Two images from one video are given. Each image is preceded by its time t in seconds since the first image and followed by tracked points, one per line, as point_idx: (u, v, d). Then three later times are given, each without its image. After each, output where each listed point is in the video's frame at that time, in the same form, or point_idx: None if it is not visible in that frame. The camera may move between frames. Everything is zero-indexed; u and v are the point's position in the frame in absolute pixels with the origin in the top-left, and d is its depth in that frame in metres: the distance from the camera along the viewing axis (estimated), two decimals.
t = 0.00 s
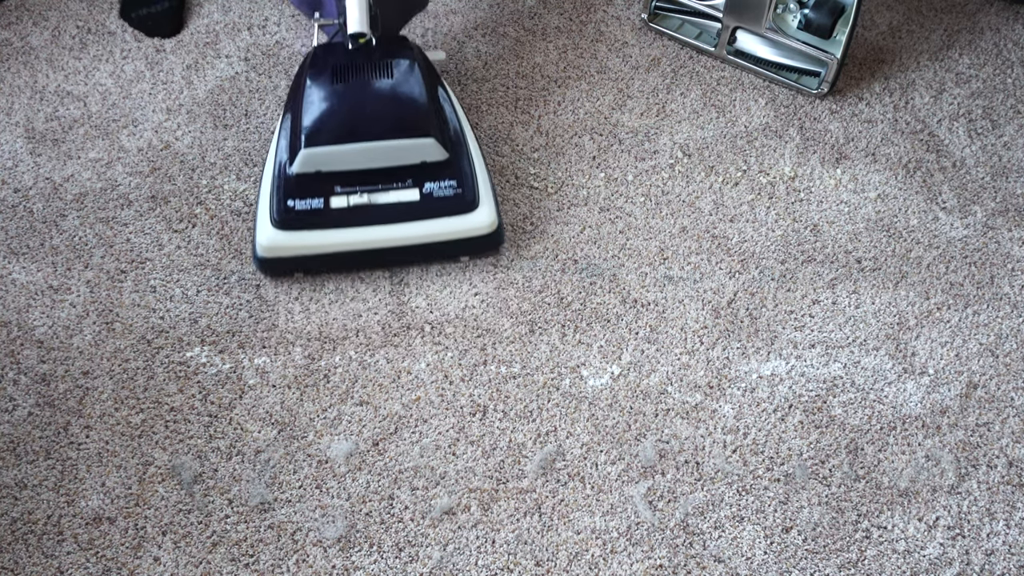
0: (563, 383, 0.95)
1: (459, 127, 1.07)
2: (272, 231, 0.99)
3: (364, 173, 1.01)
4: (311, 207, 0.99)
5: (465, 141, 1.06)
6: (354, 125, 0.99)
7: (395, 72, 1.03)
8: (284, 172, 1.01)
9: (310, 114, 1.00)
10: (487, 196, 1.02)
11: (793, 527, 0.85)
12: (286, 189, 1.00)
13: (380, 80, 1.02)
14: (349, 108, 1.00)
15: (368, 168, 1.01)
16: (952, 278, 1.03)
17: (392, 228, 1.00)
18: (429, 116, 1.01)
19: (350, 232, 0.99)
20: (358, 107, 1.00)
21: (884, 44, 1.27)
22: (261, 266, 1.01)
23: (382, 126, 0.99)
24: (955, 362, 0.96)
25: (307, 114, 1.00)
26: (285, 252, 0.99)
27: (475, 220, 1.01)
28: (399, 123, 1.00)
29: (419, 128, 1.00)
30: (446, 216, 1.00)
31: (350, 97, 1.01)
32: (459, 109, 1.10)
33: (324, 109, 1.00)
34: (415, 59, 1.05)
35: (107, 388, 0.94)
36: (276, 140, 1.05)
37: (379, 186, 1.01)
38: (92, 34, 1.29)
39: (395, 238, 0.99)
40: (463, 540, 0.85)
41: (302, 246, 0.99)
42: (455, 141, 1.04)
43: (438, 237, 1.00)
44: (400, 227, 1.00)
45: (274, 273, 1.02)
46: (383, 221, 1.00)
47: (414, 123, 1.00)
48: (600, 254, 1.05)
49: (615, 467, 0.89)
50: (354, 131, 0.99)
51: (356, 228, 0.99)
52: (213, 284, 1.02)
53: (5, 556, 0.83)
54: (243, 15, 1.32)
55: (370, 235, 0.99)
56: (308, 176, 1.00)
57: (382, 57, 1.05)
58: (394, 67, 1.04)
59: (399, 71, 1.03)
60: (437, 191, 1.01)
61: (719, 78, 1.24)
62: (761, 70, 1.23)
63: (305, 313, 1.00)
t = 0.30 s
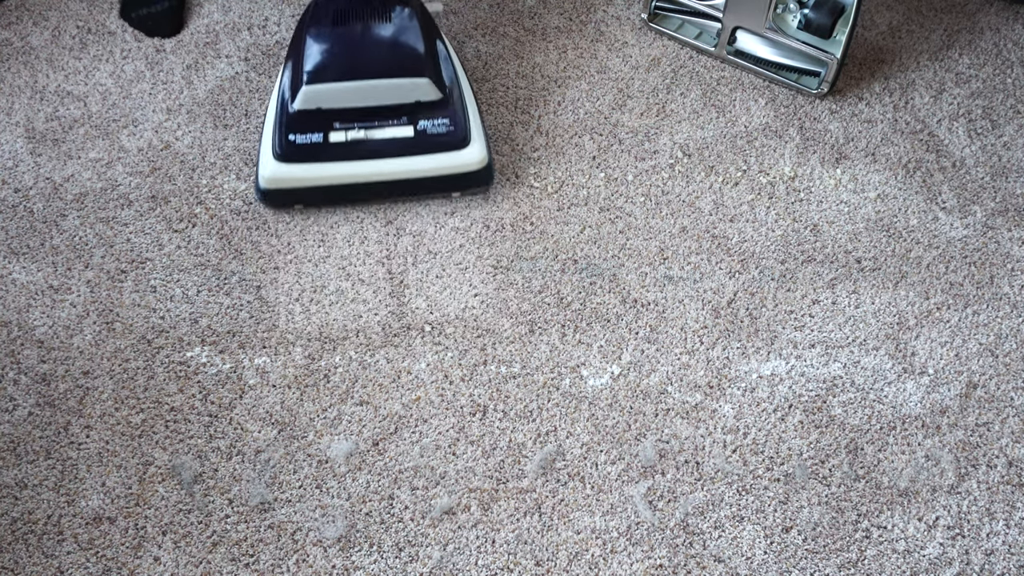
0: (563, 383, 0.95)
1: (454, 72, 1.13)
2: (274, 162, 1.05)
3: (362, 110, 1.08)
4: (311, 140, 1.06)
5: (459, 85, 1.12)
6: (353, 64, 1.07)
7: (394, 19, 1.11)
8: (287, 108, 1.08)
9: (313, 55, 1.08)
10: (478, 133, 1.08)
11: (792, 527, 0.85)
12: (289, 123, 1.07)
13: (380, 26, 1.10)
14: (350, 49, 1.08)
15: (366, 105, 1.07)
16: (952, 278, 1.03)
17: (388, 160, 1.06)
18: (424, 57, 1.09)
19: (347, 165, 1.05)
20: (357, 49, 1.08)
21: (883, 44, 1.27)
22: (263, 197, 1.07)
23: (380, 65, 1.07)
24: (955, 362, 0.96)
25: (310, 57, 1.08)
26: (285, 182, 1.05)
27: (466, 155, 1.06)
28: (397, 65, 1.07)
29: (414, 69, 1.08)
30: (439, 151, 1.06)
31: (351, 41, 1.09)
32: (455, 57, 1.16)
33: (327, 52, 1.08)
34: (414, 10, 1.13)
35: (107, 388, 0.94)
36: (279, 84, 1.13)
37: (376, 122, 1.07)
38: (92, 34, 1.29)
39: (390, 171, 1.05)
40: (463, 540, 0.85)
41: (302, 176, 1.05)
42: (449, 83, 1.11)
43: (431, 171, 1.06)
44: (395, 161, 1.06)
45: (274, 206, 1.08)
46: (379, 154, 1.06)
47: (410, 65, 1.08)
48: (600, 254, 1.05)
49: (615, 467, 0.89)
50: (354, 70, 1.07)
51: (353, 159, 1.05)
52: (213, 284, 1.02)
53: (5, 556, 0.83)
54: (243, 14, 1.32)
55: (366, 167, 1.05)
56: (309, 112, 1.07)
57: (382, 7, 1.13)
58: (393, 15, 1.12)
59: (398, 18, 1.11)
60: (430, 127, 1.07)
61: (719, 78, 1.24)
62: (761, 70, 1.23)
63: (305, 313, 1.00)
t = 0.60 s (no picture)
0: (563, 383, 0.95)
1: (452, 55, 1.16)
2: (275, 139, 1.09)
3: (361, 90, 1.11)
4: (311, 118, 1.09)
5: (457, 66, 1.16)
6: (353, 45, 1.10)
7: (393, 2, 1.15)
8: (288, 87, 1.11)
9: (314, 36, 1.12)
10: (475, 112, 1.11)
11: (793, 527, 0.85)
12: (290, 102, 1.10)
13: (380, 9, 1.14)
14: (350, 29, 1.11)
15: (365, 85, 1.11)
16: (952, 278, 1.03)
17: (386, 138, 1.09)
18: (422, 37, 1.12)
19: (346, 142, 1.09)
20: (357, 29, 1.11)
21: (883, 44, 1.27)
22: (264, 174, 1.10)
23: (379, 45, 1.11)
24: (955, 362, 0.96)
25: (311, 39, 1.12)
26: (285, 159, 1.08)
27: (462, 132, 1.09)
28: (395, 45, 1.11)
29: (413, 48, 1.11)
30: (436, 128, 1.09)
31: (351, 23, 1.12)
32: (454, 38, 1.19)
33: (328, 34, 1.12)
34: None
35: (107, 388, 0.94)
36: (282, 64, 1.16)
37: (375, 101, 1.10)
38: (92, 34, 1.29)
39: (388, 148, 1.08)
40: (463, 540, 0.85)
41: (302, 152, 1.08)
42: (447, 63, 1.14)
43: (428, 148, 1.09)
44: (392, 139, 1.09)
45: (275, 183, 1.11)
46: (376, 131, 1.09)
47: (408, 45, 1.11)
48: (600, 254, 1.05)
49: (615, 467, 0.89)
50: (354, 50, 1.10)
51: (352, 136, 1.09)
52: (213, 284, 1.02)
53: (5, 555, 0.83)
54: (243, 14, 1.32)
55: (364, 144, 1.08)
56: (310, 91, 1.11)
57: None
58: None
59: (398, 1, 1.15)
60: (427, 106, 1.10)
61: (719, 78, 1.24)
62: (761, 70, 1.23)
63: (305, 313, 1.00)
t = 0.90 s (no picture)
0: (563, 383, 0.95)
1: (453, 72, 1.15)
2: (274, 159, 1.07)
3: (362, 108, 1.09)
4: (311, 137, 1.07)
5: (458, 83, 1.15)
6: (354, 64, 1.09)
7: (393, 19, 1.14)
8: (287, 107, 1.09)
9: (314, 55, 1.10)
10: (478, 131, 1.10)
11: (792, 527, 0.85)
12: (289, 121, 1.08)
13: (380, 26, 1.13)
14: (351, 47, 1.10)
15: (366, 103, 1.09)
16: (952, 277, 1.03)
17: (388, 158, 1.07)
18: (423, 55, 1.11)
19: (347, 161, 1.07)
20: (358, 46, 1.11)
21: (884, 44, 1.27)
22: (263, 195, 1.07)
23: (380, 63, 1.10)
24: (955, 362, 0.96)
25: (311, 57, 1.10)
26: (286, 179, 1.06)
27: (466, 151, 1.08)
28: (397, 63, 1.10)
29: (414, 66, 1.10)
30: (439, 147, 1.08)
31: (352, 41, 1.11)
32: (454, 56, 1.18)
33: (328, 52, 1.10)
34: (414, 11, 1.16)
35: (107, 388, 0.94)
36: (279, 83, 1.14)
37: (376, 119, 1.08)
38: (92, 34, 1.29)
39: (391, 167, 1.07)
40: (463, 540, 0.85)
41: (302, 173, 1.06)
42: (448, 81, 1.13)
43: (432, 167, 1.07)
44: (394, 157, 1.07)
45: (274, 205, 1.08)
46: (378, 150, 1.07)
47: (410, 63, 1.10)
48: (600, 254, 1.05)
49: (615, 466, 0.89)
50: (354, 69, 1.09)
51: (354, 156, 1.07)
52: (213, 284, 1.02)
53: (5, 555, 0.83)
54: (243, 14, 1.32)
55: (367, 164, 1.07)
56: (309, 110, 1.09)
57: (382, 8, 1.15)
58: (393, 16, 1.14)
59: (398, 19, 1.14)
60: (430, 124, 1.09)
61: (719, 78, 1.24)
62: (761, 70, 1.23)
63: (304, 313, 1.00)
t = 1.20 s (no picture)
0: (563, 383, 0.95)
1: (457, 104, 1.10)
2: (272, 197, 1.01)
3: (363, 142, 1.04)
4: (311, 174, 1.02)
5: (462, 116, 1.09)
6: (355, 96, 1.04)
7: (394, 49, 1.08)
8: (286, 142, 1.04)
9: (312, 87, 1.05)
10: (483, 167, 1.05)
11: (792, 527, 0.85)
12: (288, 158, 1.03)
13: (381, 56, 1.08)
14: (351, 78, 1.05)
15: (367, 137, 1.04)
16: (952, 277, 1.03)
17: (391, 195, 1.02)
18: (426, 87, 1.06)
19: (349, 199, 1.01)
20: (358, 77, 1.05)
21: (884, 44, 1.27)
22: (262, 234, 1.02)
23: (381, 95, 1.04)
24: (956, 362, 0.96)
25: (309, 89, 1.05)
26: (284, 218, 1.01)
27: (471, 188, 1.03)
28: (399, 96, 1.04)
29: (417, 98, 1.05)
30: (444, 183, 1.03)
31: (351, 72, 1.06)
32: (458, 87, 1.13)
33: (326, 82, 1.05)
34: (416, 39, 1.10)
35: (107, 388, 0.94)
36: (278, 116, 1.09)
37: (378, 155, 1.03)
38: (92, 34, 1.29)
39: (394, 205, 1.02)
40: (462, 540, 0.85)
41: (302, 212, 1.01)
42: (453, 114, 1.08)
43: (437, 205, 1.02)
44: (398, 196, 1.02)
45: (273, 244, 1.03)
46: (381, 188, 1.02)
47: (413, 95, 1.05)
48: (600, 254, 1.05)
49: (615, 466, 0.89)
50: (355, 102, 1.04)
51: (355, 194, 1.02)
52: (213, 284, 1.02)
53: (5, 555, 0.83)
54: (243, 14, 1.32)
55: (369, 202, 1.01)
56: (309, 145, 1.04)
57: (382, 37, 1.10)
58: (394, 45, 1.09)
59: (399, 49, 1.08)
60: (434, 159, 1.03)
61: (719, 78, 1.24)
62: (761, 70, 1.23)
63: (304, 313, 1.00)
